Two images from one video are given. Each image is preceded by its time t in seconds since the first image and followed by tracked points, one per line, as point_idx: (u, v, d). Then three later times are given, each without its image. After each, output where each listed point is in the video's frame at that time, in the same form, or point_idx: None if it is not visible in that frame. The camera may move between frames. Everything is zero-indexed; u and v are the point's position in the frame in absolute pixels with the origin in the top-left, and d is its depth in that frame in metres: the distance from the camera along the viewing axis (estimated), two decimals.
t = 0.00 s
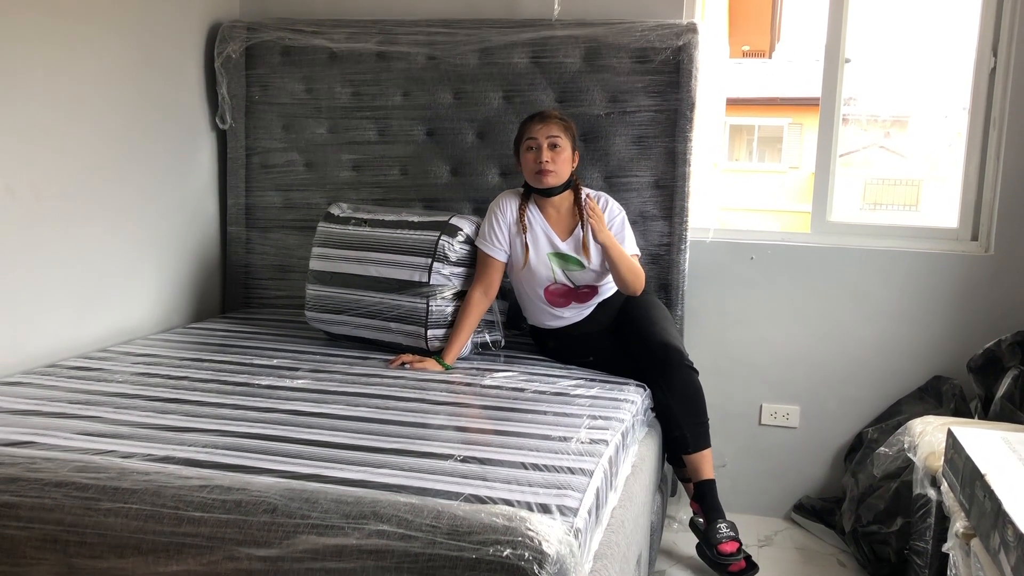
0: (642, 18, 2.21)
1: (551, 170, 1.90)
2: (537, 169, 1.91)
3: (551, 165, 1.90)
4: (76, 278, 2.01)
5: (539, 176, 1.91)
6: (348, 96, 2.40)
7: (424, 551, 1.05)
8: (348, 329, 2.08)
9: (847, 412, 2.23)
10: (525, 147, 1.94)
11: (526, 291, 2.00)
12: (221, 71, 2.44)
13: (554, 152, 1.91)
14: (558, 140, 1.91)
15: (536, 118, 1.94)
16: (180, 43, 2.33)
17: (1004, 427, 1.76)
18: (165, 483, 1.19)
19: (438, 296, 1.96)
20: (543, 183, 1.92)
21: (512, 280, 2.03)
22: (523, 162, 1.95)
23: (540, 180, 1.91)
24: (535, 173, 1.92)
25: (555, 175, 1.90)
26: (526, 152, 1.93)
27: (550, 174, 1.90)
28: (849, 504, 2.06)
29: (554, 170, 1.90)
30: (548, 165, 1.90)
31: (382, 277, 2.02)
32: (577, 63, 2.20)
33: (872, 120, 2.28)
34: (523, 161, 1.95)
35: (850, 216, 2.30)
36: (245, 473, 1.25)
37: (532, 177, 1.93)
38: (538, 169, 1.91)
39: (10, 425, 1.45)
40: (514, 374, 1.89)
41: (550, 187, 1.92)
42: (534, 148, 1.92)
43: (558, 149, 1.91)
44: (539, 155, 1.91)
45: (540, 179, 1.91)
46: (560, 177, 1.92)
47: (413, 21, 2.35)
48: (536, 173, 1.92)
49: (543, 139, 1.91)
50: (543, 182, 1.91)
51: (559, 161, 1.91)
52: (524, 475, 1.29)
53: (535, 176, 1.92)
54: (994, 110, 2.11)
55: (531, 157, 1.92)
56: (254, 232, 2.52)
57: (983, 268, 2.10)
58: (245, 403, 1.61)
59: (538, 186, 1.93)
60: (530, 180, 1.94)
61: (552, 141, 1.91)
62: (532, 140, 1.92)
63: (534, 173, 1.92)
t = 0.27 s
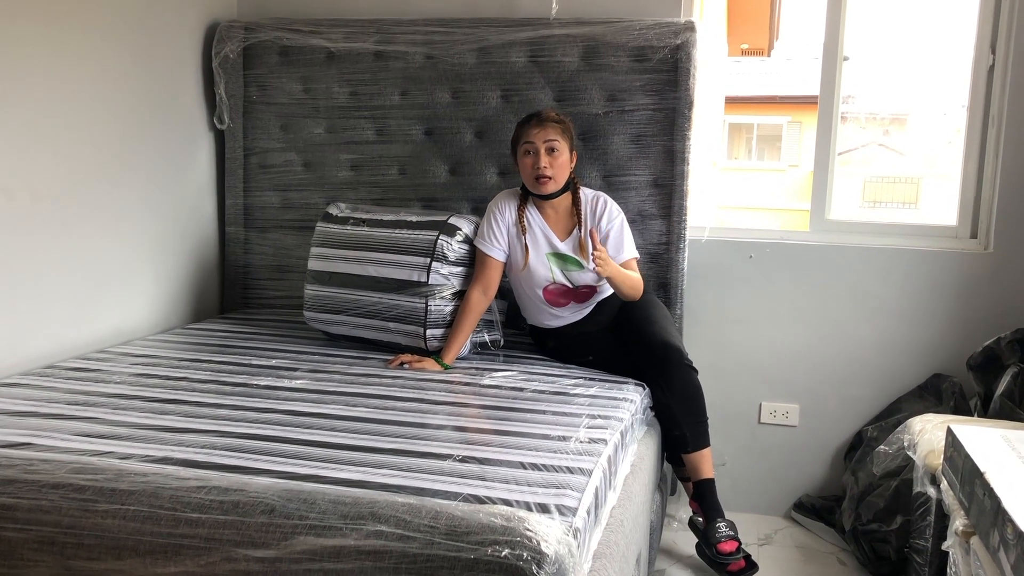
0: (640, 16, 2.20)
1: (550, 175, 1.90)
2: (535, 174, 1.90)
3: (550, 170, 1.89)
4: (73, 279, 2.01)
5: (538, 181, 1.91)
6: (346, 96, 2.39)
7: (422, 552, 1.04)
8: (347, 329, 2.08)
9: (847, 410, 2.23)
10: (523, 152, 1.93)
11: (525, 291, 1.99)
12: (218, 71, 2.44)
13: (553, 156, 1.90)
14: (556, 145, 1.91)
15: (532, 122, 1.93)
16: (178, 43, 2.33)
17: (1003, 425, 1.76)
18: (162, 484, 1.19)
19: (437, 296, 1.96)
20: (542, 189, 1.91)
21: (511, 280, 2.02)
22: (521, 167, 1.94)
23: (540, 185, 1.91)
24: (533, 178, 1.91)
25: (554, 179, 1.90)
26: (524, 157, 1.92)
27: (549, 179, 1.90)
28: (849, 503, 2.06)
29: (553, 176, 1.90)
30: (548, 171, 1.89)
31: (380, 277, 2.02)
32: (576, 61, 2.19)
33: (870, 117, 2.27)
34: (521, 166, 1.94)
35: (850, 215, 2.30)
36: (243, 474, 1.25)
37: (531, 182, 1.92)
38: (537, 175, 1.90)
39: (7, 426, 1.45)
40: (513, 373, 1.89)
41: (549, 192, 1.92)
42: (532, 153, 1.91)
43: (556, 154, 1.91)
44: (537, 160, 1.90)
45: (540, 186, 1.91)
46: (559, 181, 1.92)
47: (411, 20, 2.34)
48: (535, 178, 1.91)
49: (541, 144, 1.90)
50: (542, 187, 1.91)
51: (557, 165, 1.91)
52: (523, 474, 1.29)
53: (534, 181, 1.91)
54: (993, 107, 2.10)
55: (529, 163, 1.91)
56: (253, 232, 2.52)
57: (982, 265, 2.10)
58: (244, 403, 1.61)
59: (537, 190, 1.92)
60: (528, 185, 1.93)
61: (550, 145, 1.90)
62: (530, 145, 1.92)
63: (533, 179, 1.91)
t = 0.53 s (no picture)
0: (639, 13, 2.20)
1: (547, 177, 1.89)
2: (532, 175, 1.90)
3: (546, 172, 1.89)
4: (72, 277, 2.00)
5: (535, 183, 1.90)
6: (345, 92, 2.39)
7: (421, 549, 1.04)
8: (346, 327, 2.08)
9: (846, 408, 2.23)
10: (520, 152, 1.93)
11: (524, 289, 1.99)
12: (216, 67, 2.43)
13: (550, 158, 1.90)
14: (553, 146, 1.90)
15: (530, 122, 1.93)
16: (176, 40, 2.32)
17: (1002, 422, 1.76)
18: (161, 482, 1.19)
19: (436, 293, 1.96)
20: (539, 190, 1.91)
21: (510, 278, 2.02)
22: (518, 167, 1.94)
23: (536, 186, 1.90)
24: (530, 179, 1.91)
25: (551, 181, 1.90)
26: (521, 158, 1.92)
27: (545, 181, 1.89)
28: (848, 500, 2.06)
29: (550, 178, 1.89)
30: (544, 172, 1.89)
31: (379, 275, 2.01)
32: (575, 58, 2.19)
33: (869, 114, 2.27)
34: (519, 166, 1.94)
35: (848, 212, 2.29)
36: (242, 472, 1.25)
37: (528, 183, 1.91)
38: (533, 176, 1.89)
39: (5, 424, 1.45)
40: (512, 371, 1.89)
41: (546, 193, 1.92)
42: (529, 154, 1.91)
43: (553, 156, 1.90)
44: (534, 161, 1.90)
45: (536, 187, 1.90)
46: (556, 183, 1.91)
47: (410, 17, 2.34)
48: (531, 180, 1.90)
49: (538, 145, 1.90)
50: (539, 188, 1.90)
51: (555, 167, 1.90)
52: (522, 472, 1.29)
53: (531, 182, 1.91)
54: (993, 104, 2.10)
55: (526, 163, 1.91)
56: (252, 230, 2.52)
57: (981, 263, 2.10)
58: (242, 401, 1.61)
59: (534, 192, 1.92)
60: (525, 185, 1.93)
61: (547, 146, 1.90)
62: (527, 146, 1.91)
63: (530, 180, 1.91)
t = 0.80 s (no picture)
0: (640, 11, 2.20)
1: (551, 168, 1.89)
2: (536, 166, 1.89)
3: (551, 162, 1.89)
4: (72, 273, 2.00)
5: (539, 175, 1.90)
6: (345, 90, 2.39)
7: (422, 546, 1.04)
8: (346, 324, 2.08)
9: (845, 406, 2.23)
10: (524, 145, 1.93)
11: (525, 287, 1.99)
12: (217, 64, 2.42)
13: (554, 149, 1.90)
14: (557, 138, 1.90)
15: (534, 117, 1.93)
16: (176, 36, 2.32)
17: (1001, 421, 1.76)
18: (162, 478, 1.19)
19: (436, 290, 1.96)
20: (543, 182, 1.90)
21: (511, 276, 2.02)
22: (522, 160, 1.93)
23: (540, 178, 1.90)
24: (534, 171, 1.90)
25: (555, 173, 1.89)
26: (525, 150, 1.92)
27: (550, 172, 1.89)
28: (847, 498, 2.06)
29: (554, 169, 1.89)
30: (548, 163, 1.89)
31: (379, 272, 2.01)
32: (576, 56, 2.19)
33: (870, 113, 2.27)
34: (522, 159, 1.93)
35: (848, 210, 2.30)
36: (242, 468, 1.25)
37: (532, 175, 1.91)
38: (538, 167, 1.89)
39: (6, 420, 1.45)
40: (513, 368, 1.89)
41: (550, 186, 1.91)
42: (534, 146, 1.91)
43: (557, 148, 1.90)
44: (538, 152, 1.89)
45: (540, 179, 1.90)
46: (560, 176, 1.91)
47: (411, 14, 2.33)
48: (536, 171, 1.90)
49: (542, 136, 1.90)
50: (543, 180, 1.90)
51: (559, 159, 1.90)
52: (523, 469, 1.29)
53: (535, 174, 1.90)
54: (994, 103, 2.10)
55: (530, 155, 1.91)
56: (252, 227, 2.52)
57: (981, 261, 2.10)
58: (243, 398, 1.61)
59: (538, 184, 1.91)
60: (529, 178, 1.93)
61: (551, 138, 1.90)
62: (531, 138, 1.91)
63: (534, 171, 1.90)
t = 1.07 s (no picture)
0: (646, 18, 2.21)
1: (571, 169, 1.92)
2: (558, 166, 1.91)
3: (571, 163, 1.92)
4: (80, 277, 2.02)
5: (560, 175, 1.91)
6: (352, 96, 2.40)
7: (428, 551, 1.05)
8: (352, 329, 2.08)
9: (851, 413, 2.23)
10: (541, 146, 1.94)
11: (534, 290, 1.99)
12: (224, 71, 2.44)
13: (572, 151, 1.93)
14: (575, 141, 1.95)
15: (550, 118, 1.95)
16: (183, 41, 2.33)
17: (1008, 428, 1.76)
18: (169, 482, 1.19)
19: (442, 296, 1.97)
20: (563, 181, 1.92)
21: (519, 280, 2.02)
22: (538, 161, 1.94)
23: (561, 177, 1.91)
24: (555, 171, 1.91)
25: (574, 174, 1.93)
26: (543, 151, 1.93)
27: (570, 172, 1.92)
28: (853, 505, 2.06)
29: (574, 170, 1.93)
30: (569, 163, 1.92)
31: (386, 277, 2.02)
32: (582, 62, 2.20)
33: (876, 121, 2.29)
34: (539, 160, 1.94)
35: (856, 216, 2.30)
36: (249, 473, 1.25)
37: (552, 174, 1.92)
38: (560, 167, 1.91)
39: (14, 423, 1.46)
40: (518, 374, 1.89)
41: (567, 186, 1.93)
42: (553, 147, 1.92)
43: (574, 150, 1.94)
44: (559, 153, 1.92)
45: (561, 178, 1.91)
46: (576, 177, 1.94)
47: (417, 20, 2.35)
48: (556, 170, 1.91)
49: (561, 138, 1.93)
50: (563, 180, 1.92)
51: (577, 161, 1.94)
52: (528, 474, 1.29)
53: (555, 174, 1.92)
54: (1000, 109, 2.10)
55: (548, 158, 1.92)
56: (259, 232, 2.53)
57: (988, 268, 2.09)
58: (249, 402, 1.62)
59: (557, 184, 1.93)
60: (546, 178, 1.93)
61: (569, 140, 1.94)
62: (550, 139, 1.93)
63: (555, 171, 1.91)
